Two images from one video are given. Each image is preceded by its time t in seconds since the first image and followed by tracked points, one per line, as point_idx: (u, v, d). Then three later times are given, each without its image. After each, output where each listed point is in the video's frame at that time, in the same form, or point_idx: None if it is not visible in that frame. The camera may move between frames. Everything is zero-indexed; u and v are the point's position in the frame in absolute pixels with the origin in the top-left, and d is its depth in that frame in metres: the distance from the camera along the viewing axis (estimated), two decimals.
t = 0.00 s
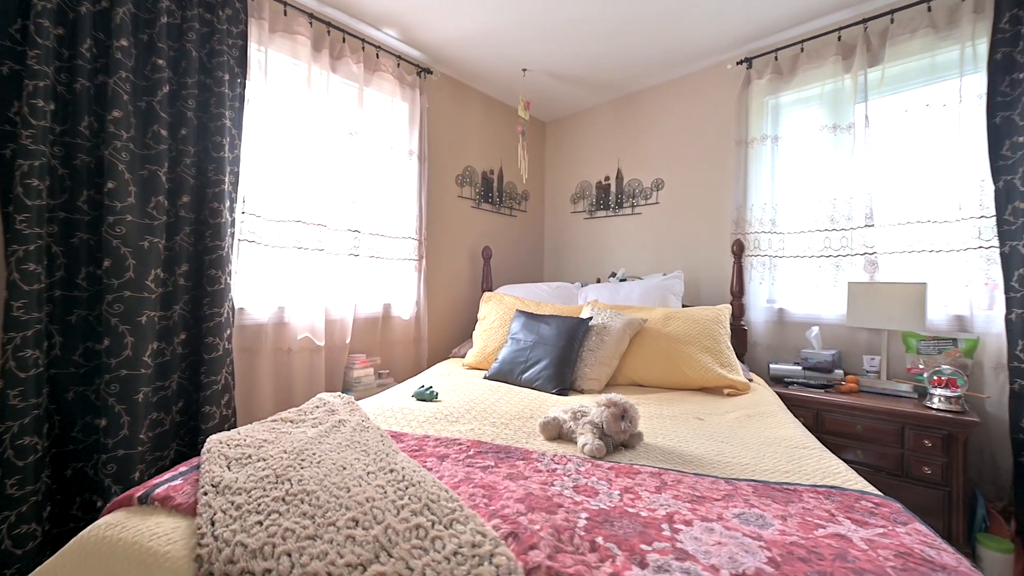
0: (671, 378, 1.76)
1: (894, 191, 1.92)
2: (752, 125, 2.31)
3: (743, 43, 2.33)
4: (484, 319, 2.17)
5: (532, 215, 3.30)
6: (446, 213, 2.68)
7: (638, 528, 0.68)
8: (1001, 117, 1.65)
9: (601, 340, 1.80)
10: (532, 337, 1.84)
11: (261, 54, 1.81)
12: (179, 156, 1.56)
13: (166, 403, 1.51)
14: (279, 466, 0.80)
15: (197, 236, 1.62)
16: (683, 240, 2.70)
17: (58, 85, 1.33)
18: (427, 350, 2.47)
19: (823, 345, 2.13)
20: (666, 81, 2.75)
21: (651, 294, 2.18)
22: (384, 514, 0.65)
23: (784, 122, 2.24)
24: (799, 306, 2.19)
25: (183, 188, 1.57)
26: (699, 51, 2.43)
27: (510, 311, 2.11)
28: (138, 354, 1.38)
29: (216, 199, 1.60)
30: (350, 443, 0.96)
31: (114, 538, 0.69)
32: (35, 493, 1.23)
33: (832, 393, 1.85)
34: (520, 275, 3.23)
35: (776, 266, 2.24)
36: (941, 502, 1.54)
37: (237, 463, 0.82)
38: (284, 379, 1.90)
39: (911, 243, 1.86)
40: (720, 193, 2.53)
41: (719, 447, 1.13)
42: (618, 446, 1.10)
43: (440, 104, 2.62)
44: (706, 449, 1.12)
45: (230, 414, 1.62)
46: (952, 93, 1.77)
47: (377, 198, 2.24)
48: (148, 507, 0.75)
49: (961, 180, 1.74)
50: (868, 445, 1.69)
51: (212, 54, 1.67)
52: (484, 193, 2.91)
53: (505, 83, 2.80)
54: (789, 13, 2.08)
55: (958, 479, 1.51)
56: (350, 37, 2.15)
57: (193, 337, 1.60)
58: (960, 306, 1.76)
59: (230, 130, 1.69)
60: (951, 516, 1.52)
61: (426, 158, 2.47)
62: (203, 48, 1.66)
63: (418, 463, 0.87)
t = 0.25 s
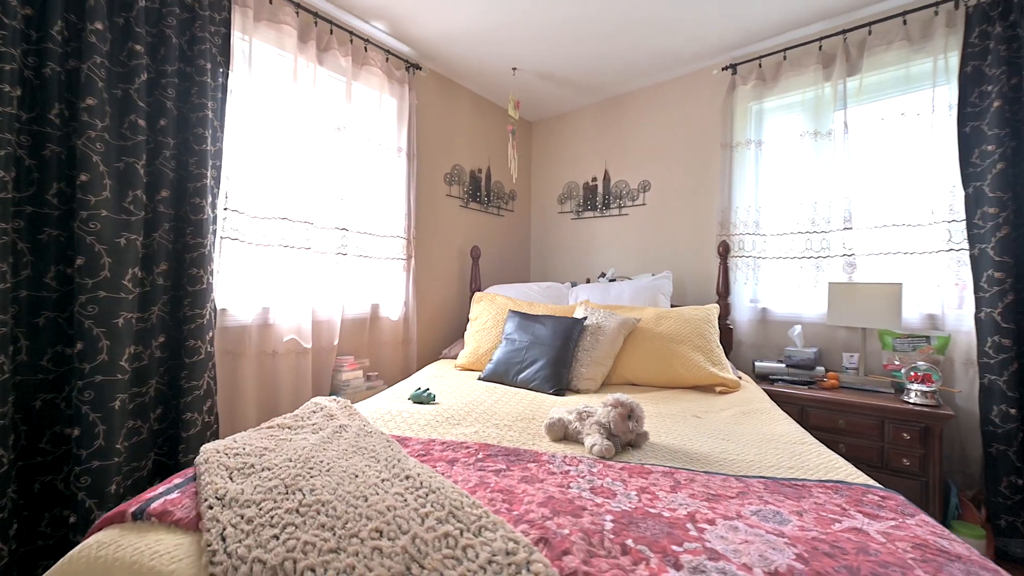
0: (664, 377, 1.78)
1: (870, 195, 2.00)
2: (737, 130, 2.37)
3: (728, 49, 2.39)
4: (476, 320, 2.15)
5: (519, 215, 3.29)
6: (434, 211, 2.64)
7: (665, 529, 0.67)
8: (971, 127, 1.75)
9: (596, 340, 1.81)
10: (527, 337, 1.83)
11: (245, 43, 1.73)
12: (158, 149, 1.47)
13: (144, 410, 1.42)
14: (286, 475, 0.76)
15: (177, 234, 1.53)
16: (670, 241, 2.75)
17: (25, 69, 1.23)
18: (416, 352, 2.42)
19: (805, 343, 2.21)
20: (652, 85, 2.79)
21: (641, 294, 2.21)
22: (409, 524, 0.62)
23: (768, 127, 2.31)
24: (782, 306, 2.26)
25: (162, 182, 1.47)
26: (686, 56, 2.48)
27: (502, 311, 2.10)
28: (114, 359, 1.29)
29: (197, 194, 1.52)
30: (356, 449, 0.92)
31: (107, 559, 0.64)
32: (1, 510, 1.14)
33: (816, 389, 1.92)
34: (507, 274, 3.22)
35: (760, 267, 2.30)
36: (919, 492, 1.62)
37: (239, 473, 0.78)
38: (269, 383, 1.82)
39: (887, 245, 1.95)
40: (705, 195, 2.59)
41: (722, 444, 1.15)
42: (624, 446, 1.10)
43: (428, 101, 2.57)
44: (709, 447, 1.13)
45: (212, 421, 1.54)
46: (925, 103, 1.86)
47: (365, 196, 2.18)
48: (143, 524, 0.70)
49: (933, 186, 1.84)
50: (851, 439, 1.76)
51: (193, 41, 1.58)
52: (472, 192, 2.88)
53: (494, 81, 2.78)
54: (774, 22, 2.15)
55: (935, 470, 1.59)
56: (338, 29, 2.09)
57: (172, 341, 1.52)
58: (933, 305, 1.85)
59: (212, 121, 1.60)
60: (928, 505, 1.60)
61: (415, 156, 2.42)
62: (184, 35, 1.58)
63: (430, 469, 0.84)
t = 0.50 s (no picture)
0: (662, 377, 1.79)
1: (856, 198, 2.06)
2: (726, 132, 2.41)
3: (718, 53, 2.43)
4: (470, 321, 2.11)
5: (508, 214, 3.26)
6: (424, 210, 2.58)
7: (700, 536, 0.66)
8: (951, 133, 1.82)
9: (594, 341, 1.80)
10: (525, 339, 1.80)
11: (229, 31, 1.64)
12: (137, 140, 1.37)
13: (121, 420, 1.32)
14: (296, 490, 0.71)
15: (157, 232, 1.44)
16: (659, 241, 2.77)
17: None
18: (407, 354, 2.36)
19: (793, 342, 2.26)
20: (642, 86, 2.81)
21: (635, 294, 2.21)
22: (439, 541, 0.58)
23: (756, 130, 2.36)
24: (771, 306, 2.31)
25: (140, 176, 1.38)
26: (677, 58, 2.51)
27: (497, 312, 2.06)
28: (90, 366, 1.20)
29: (179, 189, 1.42)
30: (365, 458, 0.88)
31: None
32: None
33: (806, 387, 1.96)
34: (496, 274, 3.18)
35: (749, 268, 2.35)
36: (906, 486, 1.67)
37: (244, 489, 0.73)
38: (255, 389, 1.73)
39: (871, 246, 2.01)
40: (695, 196, 2.62)
41: (731, 445, 1.15)
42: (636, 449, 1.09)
43: (418, 97, 2.51)
44: (718, 447, 1.13)
45: (195, 429, 1.45)
46: (908, 110, 1.93)
47: (355, 194, 2.11)
48: (138, 547, 0.64)
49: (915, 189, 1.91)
50: (840, 435, 1.80)
51: (175, 27, 1.49)
52: (462, 191, 2.83)
53: (485, 79, 2.74)
54: (763, 27, 2.19)
55: (921, 465, 1.65)
56: (327, 20, 2.01)
57: (153, 346, 1.42)
58: (914, 305, 1.92)
59: (195, 112, 1.50)
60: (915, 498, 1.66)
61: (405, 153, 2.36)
62: (164, 20, 1.48)
63: (448, 478, 0.80)
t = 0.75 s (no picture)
0: (666, 379, 1.78)
1: (849, 201, 2.11)
2: (721, 134, 2.43)
3: (714, 55, 2.45)
4: (469, 323, 2.06)
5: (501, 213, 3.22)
6: (418, 209, 2.52)
7: (750, 548, 0.64)
8: (940, 139, 1.88)
9: (598, 342, 1.78)
10: (529, 340, 1.77)
11: (218, 17, 1.55)
12: (119, 130, 1.27)
13: (102, 433, 1.22)
14: (320, 509, 0.66)
15: (141, 229, 1.34)
16: (654, 241, 2.78)
17: None
18: (401, 357, 2.29)
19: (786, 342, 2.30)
20: (637, 87, 2.82)
21: (634, 295, 2.21)
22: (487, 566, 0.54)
23: (751, 133, 2.39)
24: (765, 306, 2.34)
25: (123, 169, 1.28)
26: (673, 60, 2.52)
27: (498, 313, 2.02)
28: (70, 375, 1.10)
29: (166, 183, 1.33)
30: (384, 471, 0.83)
31: None
32: None
33: (802, 386, 1.99)
34: (489, 274, 3.14)
35: (744, 269, 2.37)
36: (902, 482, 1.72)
37: (260, 510, 0.67)
38: (245, 396, 1.63)
39: (863, 248, 2.06)
40: (690, 197, 2.64)
41: (748, 447, 1.14)
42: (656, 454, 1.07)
43: (412, 92, 2.45)
44: (736, 450, 1.12)
45: (183, 440, 1.36)
46: (898, 115, 1.98)
47: (349, 191, 2.03)
48: None
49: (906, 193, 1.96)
50: (838, 433, 1.84)
51: (160, 10, 1.39)
52: (456, 189, 2.78)
53: (480, 75, 2.69)
54: (760, 31, 2.22)
55: (916, 460, 1.69)
56: (320, 10, 1.93)
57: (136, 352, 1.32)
58: (904, 305, 1.98)
59: (182, 101, 1.41)
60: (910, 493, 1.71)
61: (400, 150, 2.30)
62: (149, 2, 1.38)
63: (477, 492, 0.76)
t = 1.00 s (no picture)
0: (671, 381, 1.78)
1: (843, 205, 2.15)
2: (718, 137, 2.45)
3: (711, 58, 2.47)
4: (470, 325, 2.02)
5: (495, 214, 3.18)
6: (414, 208, 2.45)
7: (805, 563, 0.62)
8: (931, 145, 1.93)
9: (603, 345, 1.76)
10: (534, 344, 1.74)
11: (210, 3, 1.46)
12: (104, 121, 1.18)
13: (85, 447, 1.14)
14: (349, 533, 0.61)
15: (126, 227, 1.25)
16: (650, 243, 2.78)
17: None
18: (398, 361, 2.23)
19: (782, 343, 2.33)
20: (633, 88, 2.82)
21: (634, 297, 2.20)
22: None
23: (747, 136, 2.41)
24: (761, 308, 2.37)
25: (108, 163, 1.18)
26: (671, 62, 2.52)
27: (499, 315, 1.99)
28: (52, 386, 1.01)
29: (155, 179, 1.24)
30: (408, 487, 0.78)
31: None
32: None
33: (800, 387, 2.02)
34: (483, 276, 3.09)
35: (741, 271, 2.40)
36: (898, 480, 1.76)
37: (283, 536, 0.61)
38: (238, 404, 1.55)
39: (858, 251, 2.11)
40: (686, 199, 2.65)
41: (766, 451, 1.14)
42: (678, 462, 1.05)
43: (409, 89, 2.38)
44: (755, 455, 1.12)
45: (172, 453, 1.27)
46: (892, 121, 2.03)
47: (345, 189, 1.96)
48: None
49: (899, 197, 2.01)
50: (836, 434, 1.87)
51: None
52: (452, 188, 2.72)
53: (477, 73, 2.64)
54: (758, 36, 2.24)
55: (912, 459, 1.74)
56: None
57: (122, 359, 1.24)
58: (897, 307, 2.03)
59: (171, 92, 1.32)
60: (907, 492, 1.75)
61: (397, 147, 2.23)
62: None
63: (512, 508, 0.73)
